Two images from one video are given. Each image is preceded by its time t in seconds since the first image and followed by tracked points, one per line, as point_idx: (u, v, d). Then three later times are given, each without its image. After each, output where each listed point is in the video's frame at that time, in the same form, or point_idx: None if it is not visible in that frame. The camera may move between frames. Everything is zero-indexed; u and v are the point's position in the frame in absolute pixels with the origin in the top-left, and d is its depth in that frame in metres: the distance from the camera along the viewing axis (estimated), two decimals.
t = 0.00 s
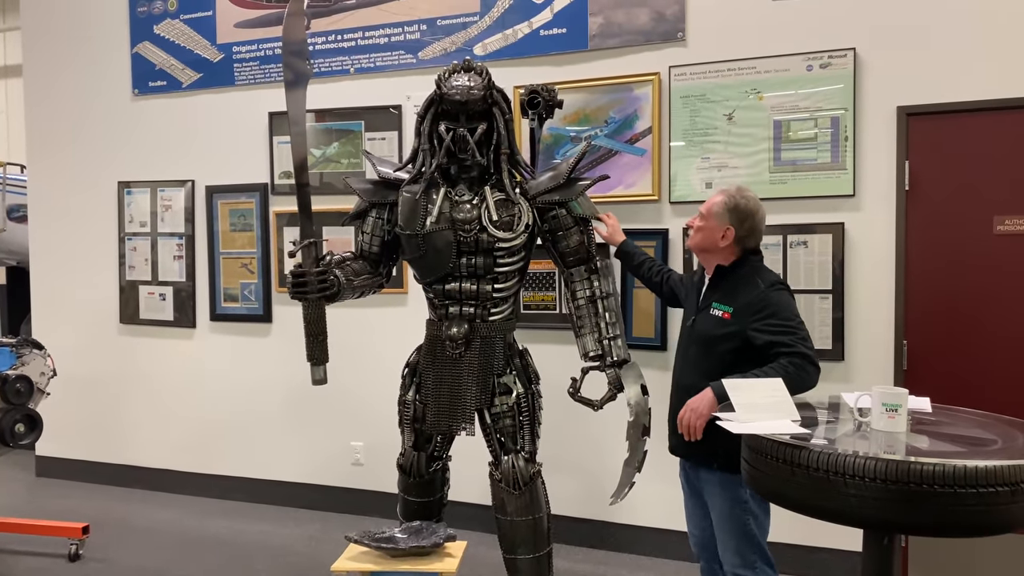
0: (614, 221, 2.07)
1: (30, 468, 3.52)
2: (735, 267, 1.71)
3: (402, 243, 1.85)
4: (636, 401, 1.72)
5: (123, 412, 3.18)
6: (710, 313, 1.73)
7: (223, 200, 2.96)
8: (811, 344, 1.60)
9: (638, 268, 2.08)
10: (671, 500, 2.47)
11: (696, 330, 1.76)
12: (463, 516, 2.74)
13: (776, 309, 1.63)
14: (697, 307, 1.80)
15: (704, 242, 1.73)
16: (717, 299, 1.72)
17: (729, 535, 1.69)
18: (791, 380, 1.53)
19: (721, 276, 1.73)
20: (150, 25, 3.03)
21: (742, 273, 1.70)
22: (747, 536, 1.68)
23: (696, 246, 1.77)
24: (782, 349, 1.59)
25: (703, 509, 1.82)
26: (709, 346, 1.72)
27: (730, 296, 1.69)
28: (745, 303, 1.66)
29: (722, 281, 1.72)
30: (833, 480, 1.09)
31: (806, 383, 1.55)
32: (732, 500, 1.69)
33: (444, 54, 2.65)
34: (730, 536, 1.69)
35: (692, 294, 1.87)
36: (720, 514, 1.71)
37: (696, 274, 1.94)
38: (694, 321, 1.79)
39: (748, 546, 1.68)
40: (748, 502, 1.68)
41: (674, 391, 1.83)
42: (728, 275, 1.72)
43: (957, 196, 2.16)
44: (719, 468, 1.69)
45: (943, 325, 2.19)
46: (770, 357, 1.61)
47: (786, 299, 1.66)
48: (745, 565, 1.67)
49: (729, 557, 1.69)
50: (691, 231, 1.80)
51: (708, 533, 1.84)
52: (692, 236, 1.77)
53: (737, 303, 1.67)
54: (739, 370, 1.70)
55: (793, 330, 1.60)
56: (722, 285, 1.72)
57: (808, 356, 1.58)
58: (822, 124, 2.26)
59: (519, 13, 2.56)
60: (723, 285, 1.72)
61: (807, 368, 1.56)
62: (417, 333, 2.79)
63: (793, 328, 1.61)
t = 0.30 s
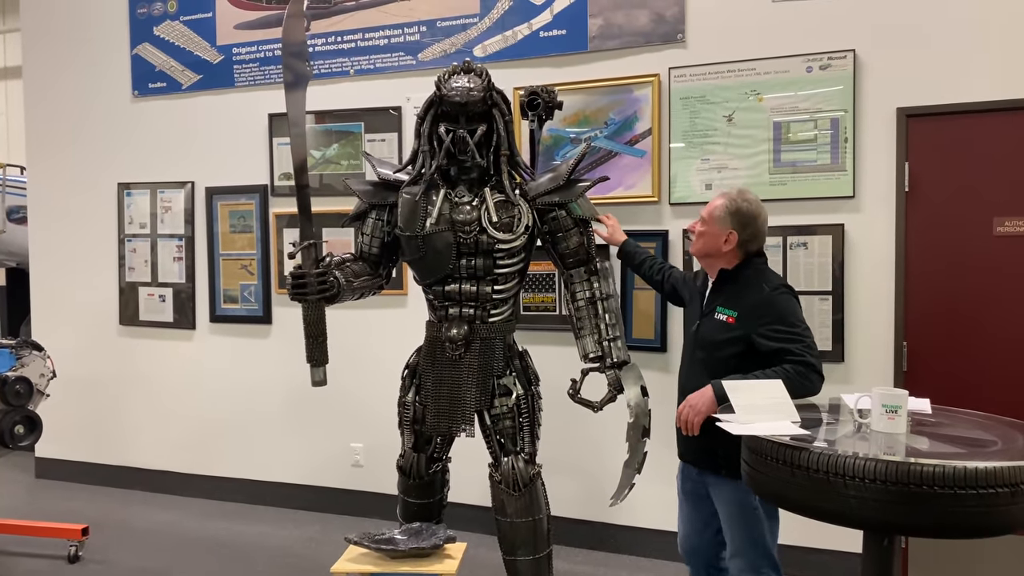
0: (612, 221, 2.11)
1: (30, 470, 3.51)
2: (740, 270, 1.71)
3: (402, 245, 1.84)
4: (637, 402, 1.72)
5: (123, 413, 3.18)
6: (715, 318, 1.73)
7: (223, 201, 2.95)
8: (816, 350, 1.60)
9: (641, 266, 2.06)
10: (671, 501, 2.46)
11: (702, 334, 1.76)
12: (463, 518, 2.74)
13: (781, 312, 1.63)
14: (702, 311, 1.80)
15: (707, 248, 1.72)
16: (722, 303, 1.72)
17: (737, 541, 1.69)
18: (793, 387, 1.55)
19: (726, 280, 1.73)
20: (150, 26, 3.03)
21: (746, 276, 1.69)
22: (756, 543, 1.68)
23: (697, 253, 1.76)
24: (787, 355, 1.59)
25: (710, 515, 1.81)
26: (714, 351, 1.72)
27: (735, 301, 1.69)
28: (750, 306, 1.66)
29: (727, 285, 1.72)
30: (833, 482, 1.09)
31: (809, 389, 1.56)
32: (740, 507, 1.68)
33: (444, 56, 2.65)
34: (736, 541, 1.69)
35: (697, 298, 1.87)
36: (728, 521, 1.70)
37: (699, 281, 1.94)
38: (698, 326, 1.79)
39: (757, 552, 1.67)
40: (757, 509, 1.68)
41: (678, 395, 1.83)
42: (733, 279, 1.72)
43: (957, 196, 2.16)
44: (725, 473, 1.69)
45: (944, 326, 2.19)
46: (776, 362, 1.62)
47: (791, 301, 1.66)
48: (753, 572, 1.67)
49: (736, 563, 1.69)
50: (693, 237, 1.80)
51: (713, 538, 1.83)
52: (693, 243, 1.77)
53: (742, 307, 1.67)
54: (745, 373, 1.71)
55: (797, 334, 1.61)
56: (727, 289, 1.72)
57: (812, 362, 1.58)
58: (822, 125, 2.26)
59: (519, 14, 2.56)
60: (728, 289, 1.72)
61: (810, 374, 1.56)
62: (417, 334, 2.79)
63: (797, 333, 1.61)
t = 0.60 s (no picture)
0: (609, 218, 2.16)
1: (29, 471, 3.51)
2: (743, 267, 1.70)
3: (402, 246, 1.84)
4: (637, 403, 1.72)
5: (122, 414, 3.18)
6: (715, 314, 1.72)
7: (223, 202, 2.95)
8: (816, 348, 1.61)
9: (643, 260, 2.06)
10: (670, 503, 2.46)
11: (701, 331, 1.75)
12: (463, 519, 2.74)
13: (783, 308, 1.64)
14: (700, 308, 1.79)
15: (710, 246, 1.72)
16: (723, 300, 1.71)
17: (731, 542, 1.69)
18: (792, 384, 1.55)
19: (729, 276, 1.72)
20: (150, 27, 3.03)
21: (749, 272, 1.69)
22: (749, 544, 1.67)
23: (700, 251, 1.76)
24: (787, 352, 1.60)
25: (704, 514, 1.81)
26: (715, 347, 1.71)
27: (737, 297, 1.68)
28: (753, 303, 1.66)
29: (729, 281, 1.71)
30: (833, 483, 1.09)
31: (807, 387, 1.56)
32: (734, 508, 1.68)
33: (444, 57, 2.65)
34: (731, 543, 1.69)
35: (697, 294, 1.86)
36: (722, 522, 1.70)
37: (700, 275, 1.91)
38: (697, 322, 1.78)
39: (750, 553, 1.67)
40: (750, 509, 1.67)
41: (674, 393, 1.82)
42: (737, 275, 1.71)
43: (957, 197, 2.16)
44: (722, 472, 1.69)
45: (943, 326, 2.19)
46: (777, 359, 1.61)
47: (793, 298, 1.66)
48: (746, 572, 1.67)
49: (729, 563, 1.70)
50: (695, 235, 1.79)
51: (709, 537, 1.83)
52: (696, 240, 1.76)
53: (744, 303, 1.67)
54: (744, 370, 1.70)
55: (797, 332, 1.61)
56: (729, 285, 1.71)
57: (811, 360, 1.58)
58: (822, 126, 2.26)
59: (519, 16, 2.56)
60: (730, 285, 1.71)
61: (809, 372, 1.56)
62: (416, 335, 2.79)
63: (798, 330, 1.62)
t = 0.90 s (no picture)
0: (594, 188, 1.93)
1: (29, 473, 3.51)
2: (745, 269, 1.70)
3: (401, 248, 1.84)
4: (636, 405, 1.72)
5: (122, 416, 3.17)
6: (716, 314, 1.72)
7: (222, 204, 2.95)
8: (813, 349, 1.61)
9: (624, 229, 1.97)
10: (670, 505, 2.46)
11: (700, 331, 1.74)
12: (462, 521, 2.73)
13: (785, 310, 1.64)
14: (699, 307, 1.77)
15: (713, 246, 1.70)
16: (724, 300, 1.71)
17: (723, 542, 1.69)
18: (789, 385, 1.54)
19: (731, 277, 1.72)
20: (149, 29, 3.03)
21: (750, 274, 1.69)
22: (742, 544, 1.67)
23: (702, 251, 1.73)
24: (786, 352, 1.60)
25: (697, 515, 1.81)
26: (715, 347, 1.70)
27: (740, 298, 1.68)
28: (756, 303, 1.66)
29: (731, 282, 1.71)
30: (833, 485, 1.09)
31: (804, 388, 1.56)
32: (727, 508, 1.68)
33: (444, 59, 2.65)
34: (723, 543, 1.69)
35: (692, 290, 1.84)
36: (715, 522, 1.70)
37: (696, 269, 1.88)
38: (696, 321, 1.77)
39: (742, 553, 1.67)
40: (743, 509, 1.67)
41: (670, 393, 1.81)
42: (739, 277, 1.71)
43: (957, 198, 2.16)
44: (715, 470, 1.68)
45: (943, 327, 2.19)
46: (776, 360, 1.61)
47: (794, 301, 1.67)
48: (738, 572, 1.67)
49: (721, 563, 1.69)
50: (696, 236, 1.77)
51: (703, 538, 1.83)
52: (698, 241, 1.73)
53: (746, 304, 1.67)
54: (742, 372, 1.70)
55: (797, 333, 1.61)
56: (730, 286, 1.71)
57: (809, 361, 1.58)
58: (821, 128, 2.26)
59: (518, 17, 2.57)
60: (732, 286, 1.71)
61: (807, 373, 1.56)
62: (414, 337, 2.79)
63: (798, 332, 1.62)
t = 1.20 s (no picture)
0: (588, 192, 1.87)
1: (27, 474, 3.50)
2: (741, 272, 1.70)
3: (400, 249, 1.84)
4: (635, 406, 1.72)
5: (120, 417, 3.17)
6: (712, 317, 1.71)
7: (221, 205, 2.95)
8: (811, 351, 1.61)
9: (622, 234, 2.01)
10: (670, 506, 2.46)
11: (698, 334, 1.74)
12: (462, 522, 2.73)
13: (782, 313, 1.65)
14: (696, 309, 1.77)
15: (710, 249, 1.69)
16: (721, 303, 1.71)
17: (721, 543, 1.69)
18: (789, 386, 1.54)
19: (730, 280, 1.71)
20: (149, 30, 3.03)
21: (747, 277, 1.69)
22: (740, 544, 1.68)
23: (697, 254, 1.73)
24: (784, 355, 1.60)
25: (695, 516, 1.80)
26: (712, 350, 1.70)
27: (737, 301, 1.68)
28: (753, 306, 1.66)
29: (728, 285, 1.71)
30: (832, 486, 1.09)
31: (803, 390, 1.56)
32: (725, 509, 1.68)
33: (443, 60, 2.65)
34: (722, 544, 1.69)
35: (687, 292, 1.83)
36: (713, 523, 1.70)
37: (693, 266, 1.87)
38: (692, 325, 1.77)
39: (740, 554, 1.67)
40: (741, 510, 1.67)
41: (666, 395, 1.81)
42: (737, 279, 1.70)
43: (956, 199, 2.17)
44: (713, 471, 1.68)
45: (942, 329, 2.20)
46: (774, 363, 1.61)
47: (791, 303, 1.68)
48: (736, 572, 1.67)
49: (719, 564, 1.70)
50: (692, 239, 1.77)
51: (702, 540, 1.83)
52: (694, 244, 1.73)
53: (744, 307, 1.67)
54: (739, 374, 1.70)
55: (795, 335, 1.62)
56: (727, 288, 1.71)
57: (807, 363, 1.59)
58: (820, 130, 2.27)
59: (518, 19, 2.57)
60: (728, 289, 1.70)
61: (805, 375, 1.57)
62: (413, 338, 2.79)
63: (795, 334, 1.62)
